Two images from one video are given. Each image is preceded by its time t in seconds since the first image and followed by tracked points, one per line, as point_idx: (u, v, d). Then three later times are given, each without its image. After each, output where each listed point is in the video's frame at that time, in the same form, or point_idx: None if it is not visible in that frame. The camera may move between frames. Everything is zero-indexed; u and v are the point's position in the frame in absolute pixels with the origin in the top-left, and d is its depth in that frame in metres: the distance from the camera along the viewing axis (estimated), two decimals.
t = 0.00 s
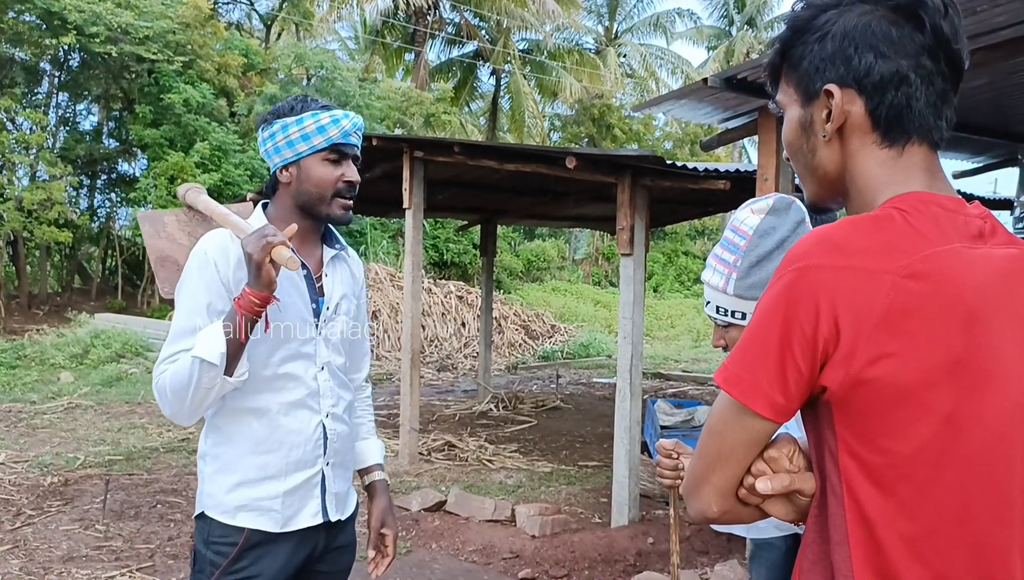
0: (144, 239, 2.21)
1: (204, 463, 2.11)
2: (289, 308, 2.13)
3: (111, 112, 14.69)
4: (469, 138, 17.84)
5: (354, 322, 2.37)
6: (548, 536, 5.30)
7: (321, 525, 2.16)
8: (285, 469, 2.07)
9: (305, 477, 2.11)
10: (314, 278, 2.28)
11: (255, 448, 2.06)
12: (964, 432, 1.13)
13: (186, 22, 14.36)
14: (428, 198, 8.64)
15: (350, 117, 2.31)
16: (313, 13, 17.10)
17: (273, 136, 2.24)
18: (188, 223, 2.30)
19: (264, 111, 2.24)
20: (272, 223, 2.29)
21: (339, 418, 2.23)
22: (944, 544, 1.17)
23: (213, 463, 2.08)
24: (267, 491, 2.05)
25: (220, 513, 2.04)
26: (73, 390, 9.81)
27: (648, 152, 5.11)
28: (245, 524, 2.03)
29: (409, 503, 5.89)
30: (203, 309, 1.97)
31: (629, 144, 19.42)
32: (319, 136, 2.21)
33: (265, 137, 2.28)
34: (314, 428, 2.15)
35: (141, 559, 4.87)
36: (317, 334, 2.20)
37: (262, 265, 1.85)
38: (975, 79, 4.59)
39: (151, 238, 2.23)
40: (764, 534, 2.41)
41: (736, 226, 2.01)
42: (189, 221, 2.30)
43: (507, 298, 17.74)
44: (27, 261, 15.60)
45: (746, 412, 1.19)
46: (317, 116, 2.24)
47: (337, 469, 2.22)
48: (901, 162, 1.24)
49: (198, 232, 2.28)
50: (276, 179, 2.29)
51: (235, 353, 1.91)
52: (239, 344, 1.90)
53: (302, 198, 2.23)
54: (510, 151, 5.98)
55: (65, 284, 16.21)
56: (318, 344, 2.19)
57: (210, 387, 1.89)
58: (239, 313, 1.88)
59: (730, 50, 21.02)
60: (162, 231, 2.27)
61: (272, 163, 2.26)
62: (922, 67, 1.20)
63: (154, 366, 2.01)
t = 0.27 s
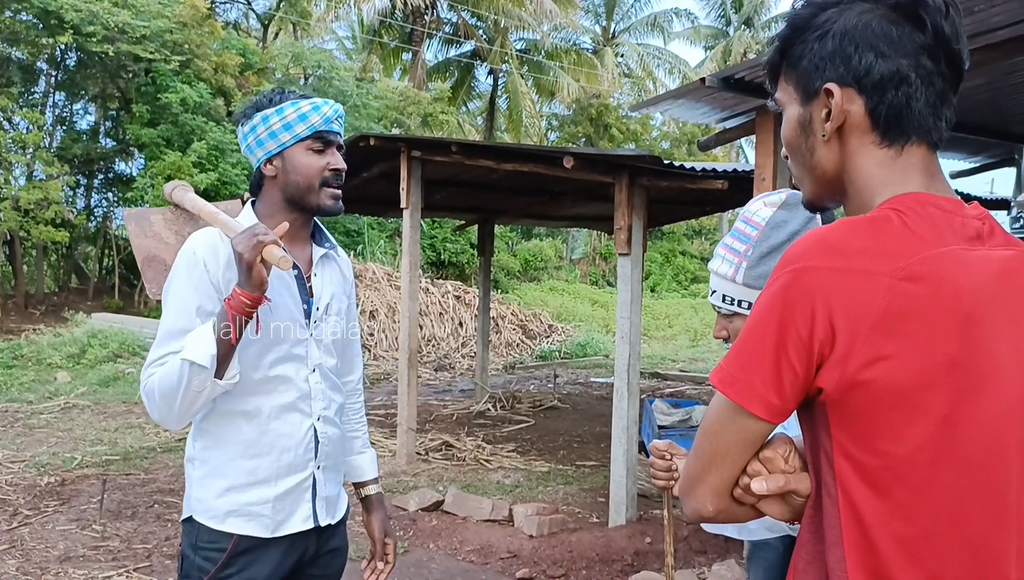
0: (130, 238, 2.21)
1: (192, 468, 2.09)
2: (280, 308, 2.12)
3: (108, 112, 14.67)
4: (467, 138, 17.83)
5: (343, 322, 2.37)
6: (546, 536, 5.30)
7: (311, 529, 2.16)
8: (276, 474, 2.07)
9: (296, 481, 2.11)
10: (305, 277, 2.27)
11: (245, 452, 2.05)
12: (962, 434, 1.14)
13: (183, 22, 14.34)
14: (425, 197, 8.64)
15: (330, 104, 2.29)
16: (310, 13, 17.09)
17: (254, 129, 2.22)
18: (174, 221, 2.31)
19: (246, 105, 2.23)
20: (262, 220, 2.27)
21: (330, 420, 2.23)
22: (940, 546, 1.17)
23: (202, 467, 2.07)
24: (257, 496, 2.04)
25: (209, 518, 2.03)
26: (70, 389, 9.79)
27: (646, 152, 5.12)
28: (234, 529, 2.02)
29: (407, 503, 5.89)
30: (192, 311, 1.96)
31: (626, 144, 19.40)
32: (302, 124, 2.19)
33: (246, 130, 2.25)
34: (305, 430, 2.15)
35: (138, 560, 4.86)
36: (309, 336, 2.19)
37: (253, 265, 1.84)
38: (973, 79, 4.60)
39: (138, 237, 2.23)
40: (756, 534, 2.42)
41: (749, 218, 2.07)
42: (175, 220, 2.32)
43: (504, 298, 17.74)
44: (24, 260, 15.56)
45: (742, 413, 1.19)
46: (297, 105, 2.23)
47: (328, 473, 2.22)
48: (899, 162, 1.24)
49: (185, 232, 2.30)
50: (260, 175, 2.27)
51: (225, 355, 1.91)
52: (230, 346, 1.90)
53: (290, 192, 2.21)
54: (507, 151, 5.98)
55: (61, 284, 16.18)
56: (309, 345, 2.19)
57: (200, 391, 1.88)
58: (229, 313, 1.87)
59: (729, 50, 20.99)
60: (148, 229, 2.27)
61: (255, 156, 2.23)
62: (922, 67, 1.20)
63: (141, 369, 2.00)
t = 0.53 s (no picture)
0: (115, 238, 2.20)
1: (185, 471, 2.09)
2: (272, 309, 2.12)
3: (106, 111, 14.65)
4: (464, 136, 17.82)
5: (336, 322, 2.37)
6: (544, 535, 5.31)
7: (307, 533, 2.16)
8: (270, 477, 2.07)
9: (291, 483, 2.11)
10: (297, 276, 2.27)
11: (238, 455, 2.05)
12: (960, 435, 1.14)
13: (181, 20, 14.32)
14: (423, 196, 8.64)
15: (335, 109, 2.29)
16: (308, 12, 17.08)
17: (254, 128, 2.19)
18: (161, 221, 2.31)
19: (246, 103, 2.21)
20: (254, 219, 2.26)
21: (324, 421, 2.23)
22: (938, 546, 1.17)
23: (195, 470, 2.07)
24: (251, 499, 2.04)
25: (202, 523, 2.03)
26: (67, 388, 9.78)
27: (644, 152, 5.12)
28: (228, 533, 2.02)
29: (405, 502, 5.89)
30: (182, 313, 1.96)
31: (624, 143, 19.39)
32: (306, 129, 2.19)
33: (244, 127, 2.23)
34: (300, 432, 2.14)
35: (136, 559, 4.86)
36: (302, 336, 2.19)
37: (243, 264, 1.83)
38: (971, 78, 4.60)
39: (123, 237, 2.22)
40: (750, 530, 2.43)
41: (752, 213, 1.97)
42: (161, 221, 2.32)
43: (502, 297, 17.74)
44: (21, 259, 15.53)
45: (741, 413, 1.19)
46: (303, 108, 2.21)
47: (323, 475, 2.22)
48: (900, 160, 1.24)
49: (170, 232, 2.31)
50: (256, 173, 2.25)
51: (216, 357, 1.90)
52: (221, 347, 1.89)
53: (285, 193, 2.21)
54: (506, 150, 5.97)
55: (59, 283, 16.15)
56: (303, 345, 2.19)
57: (191, 393, 1.88)
58: (219, 314, 1.87)
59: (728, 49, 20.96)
60: (134, 229, 2.26)
61: (252, 155, 2.21)
62: (925, 65, 1.20)
63: (131, 372, 1.99)
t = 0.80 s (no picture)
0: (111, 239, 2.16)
1: (185, 473, 2.09)
2: (271, 308, 2.12)
3: (107, 109, 14.65)
4: (465, 134, 17.81)
5: (335, 320, 2.37)
6: (545, 533, 5.31)
7: (310, 533, 2.16)
8: (272, 478, 2.07)
9: (293, 484, 2.11)
10: (296, 274, 2.26)
11: (239, 456, 2.05)
12: (961, 435, 1.13)
13: (182, 18, 14.31)
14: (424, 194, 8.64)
15: (337, 108, 2.28)
16: (309, 10, 17.07)
17: (255, 125, 2.18)
18: (156, 219, 2.25)
19: (246, 98, 2.19)
20: (251, 217, 2.25)
21: (325, 421, 2.23)
22: (938, 546, 1.17)
23: (195, 472, 2.07)
24: (252, 501, 2.04)
25: (203, 524, 2.03)
26: (68, 386, 9.79)
27: (645, 150, 5.12)
28: (230, 535, 2.03)
29: (406, 500, 5.89)
30: (180, 314, 1.96)
31: (625, 141, 19.37)
32: (308, 128, 2.18)
33: (244, 122, 2.22)
34: (301, 432, 2.14)
35: (138, 556, 4.87)
36: (302, 335, 2.19)
37: (242, 264, 1.83)
38: (972, 76, 4.60)
39: (119, 236, 2.18)
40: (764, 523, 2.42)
41: (769, 207, 2.31)
42: (156, 218, 2.26)
43: (503, 295, 17.74)
44: (23, 257, 15.52)
45: (742, 413, 1.19)
46: (305, 106, 2.20)
47: (325, 475, 2.22)
48: (900, 158, 1.24)
49: (166, 231, 2.25)
50: (255, 170, 2.25)
51: (216, 359, 1.90)
52: (220, 349, 1.89)
53: (285, 191, 2.20)
54: (507, 148, 5.97)
55: (60, 281, 16.15)
56: (303, 345, 2.18)
57: (190, 396, 1.88)
58: (218, 315, 1.86)
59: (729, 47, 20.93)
60: (130, 228, 2.21)
61: (252, 152, 2.20)
62: (921, 62, 1.20)
63: (130, 374, 1.99)
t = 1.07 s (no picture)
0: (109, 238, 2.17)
1: (186, 473, 2.09)
2: (271, 309, 2.12)
3: (108, 107, 14.65)
4: (466, 133, 17.80)
5: (336, 319, 2.37)
6: (546, 531, 5.31)
7: (311, 533, 2.16)
8: (273, 478, 2.07)
9: (294, 484, 2.11)
10: (295, 273, 2.26)
11: (240, 456, 2.05)
12: (962, 436, 1.13)
13: (183, 17, 14.29)
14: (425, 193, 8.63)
15: (336, 105, 2.27)
16: (310, 8, 17.07)
17: (252, 123, 2.18)
18: (154, 217, 2.27)
19: (243, 96, 2.19)
20: (248, 215, 2.26)
21: (327, 420, 2.23)
22: (940, 547, 1.16)
23: (196, 472, 2.07)
24: (253, 501, 2.04)
25: (204, 524, 2.03)
26: (69, 385, 9.80)
27: (646, 148, 5.11)
28: (230, 535, 2.03)
29: (407, 499, 5.89)
30: (179, 315, 1.95)
31: (626, 140, 19.34)
32: (305, 126, 2.17)
33: (241, 120, 2.21)
34: (302, 432, 2.14)
35: (138, 555, 4.87)
36: (302, 335, 2.19)
37: (239, 265, 1.82)
38: (973, 75, 4.59)
39: (117, 236, 2.19)
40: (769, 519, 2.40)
41: (776, 205, 2.33)
42: (155, 217, 2.27)
43: (504, 294, 17.73)
44: (24, 256, 15.52)
45: (741, 418, 1.19)
46: (303, 104, 2.19)
47: (326, 475, 2.22)
48: (891, 156, 1.23)
49: (164, 229, 2.26)
50: (252, 168, 2.24)
51: (215, 360, 1.90)
52: (219, 350, 1.89)
53: (282, 190, 2.20)
54: (508, 147, 5.97)
55: (61, 279, 16.14)
56: (303, 345, 2.18)
57: (190, 397, 1.88)
58: (217, 316, 1.86)
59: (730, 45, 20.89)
60: (127, 227, 2.22)
61: (250, 151, 2.20)
62: (896, 57, 1.19)
63: (129, 374, 1.99)
